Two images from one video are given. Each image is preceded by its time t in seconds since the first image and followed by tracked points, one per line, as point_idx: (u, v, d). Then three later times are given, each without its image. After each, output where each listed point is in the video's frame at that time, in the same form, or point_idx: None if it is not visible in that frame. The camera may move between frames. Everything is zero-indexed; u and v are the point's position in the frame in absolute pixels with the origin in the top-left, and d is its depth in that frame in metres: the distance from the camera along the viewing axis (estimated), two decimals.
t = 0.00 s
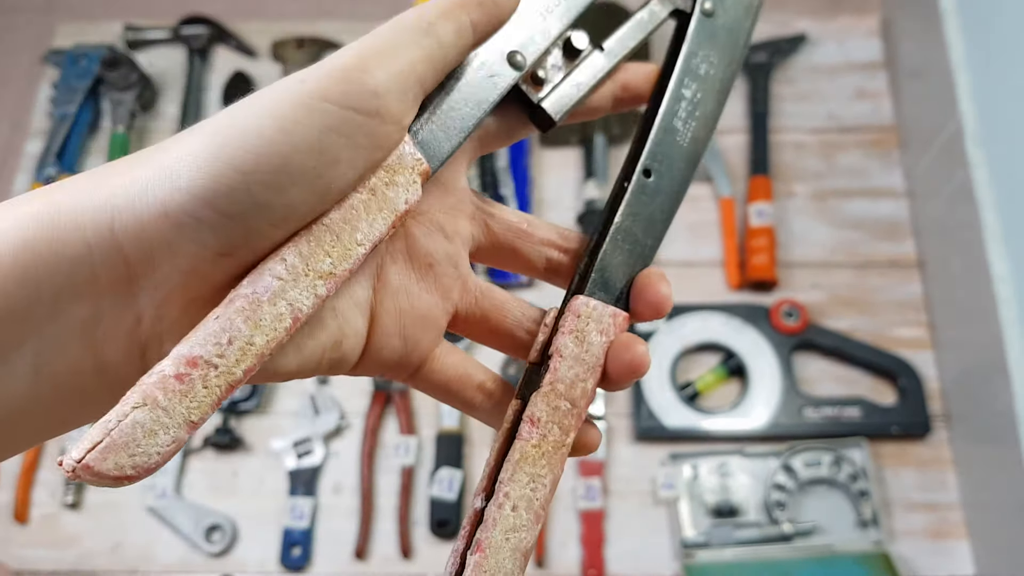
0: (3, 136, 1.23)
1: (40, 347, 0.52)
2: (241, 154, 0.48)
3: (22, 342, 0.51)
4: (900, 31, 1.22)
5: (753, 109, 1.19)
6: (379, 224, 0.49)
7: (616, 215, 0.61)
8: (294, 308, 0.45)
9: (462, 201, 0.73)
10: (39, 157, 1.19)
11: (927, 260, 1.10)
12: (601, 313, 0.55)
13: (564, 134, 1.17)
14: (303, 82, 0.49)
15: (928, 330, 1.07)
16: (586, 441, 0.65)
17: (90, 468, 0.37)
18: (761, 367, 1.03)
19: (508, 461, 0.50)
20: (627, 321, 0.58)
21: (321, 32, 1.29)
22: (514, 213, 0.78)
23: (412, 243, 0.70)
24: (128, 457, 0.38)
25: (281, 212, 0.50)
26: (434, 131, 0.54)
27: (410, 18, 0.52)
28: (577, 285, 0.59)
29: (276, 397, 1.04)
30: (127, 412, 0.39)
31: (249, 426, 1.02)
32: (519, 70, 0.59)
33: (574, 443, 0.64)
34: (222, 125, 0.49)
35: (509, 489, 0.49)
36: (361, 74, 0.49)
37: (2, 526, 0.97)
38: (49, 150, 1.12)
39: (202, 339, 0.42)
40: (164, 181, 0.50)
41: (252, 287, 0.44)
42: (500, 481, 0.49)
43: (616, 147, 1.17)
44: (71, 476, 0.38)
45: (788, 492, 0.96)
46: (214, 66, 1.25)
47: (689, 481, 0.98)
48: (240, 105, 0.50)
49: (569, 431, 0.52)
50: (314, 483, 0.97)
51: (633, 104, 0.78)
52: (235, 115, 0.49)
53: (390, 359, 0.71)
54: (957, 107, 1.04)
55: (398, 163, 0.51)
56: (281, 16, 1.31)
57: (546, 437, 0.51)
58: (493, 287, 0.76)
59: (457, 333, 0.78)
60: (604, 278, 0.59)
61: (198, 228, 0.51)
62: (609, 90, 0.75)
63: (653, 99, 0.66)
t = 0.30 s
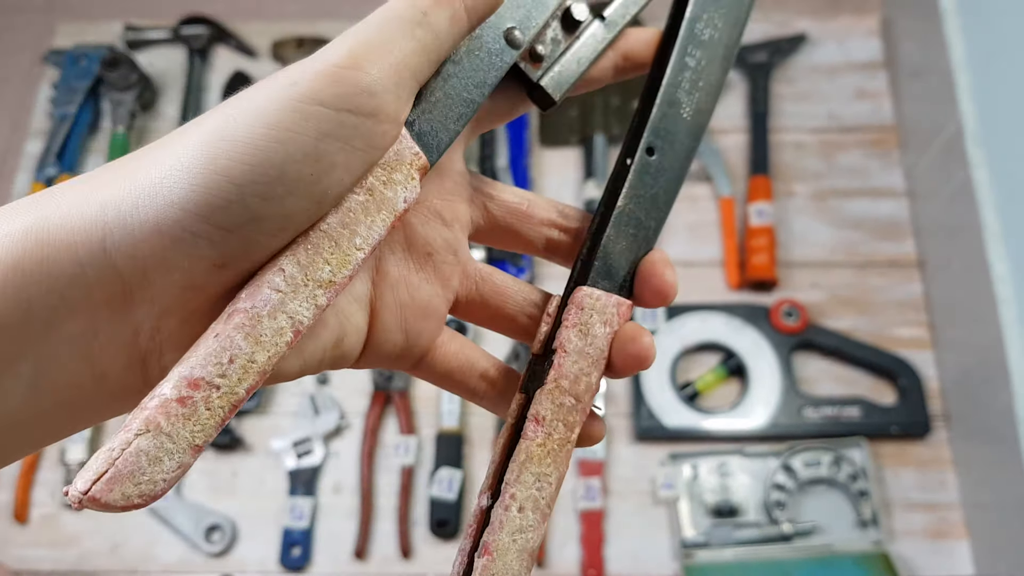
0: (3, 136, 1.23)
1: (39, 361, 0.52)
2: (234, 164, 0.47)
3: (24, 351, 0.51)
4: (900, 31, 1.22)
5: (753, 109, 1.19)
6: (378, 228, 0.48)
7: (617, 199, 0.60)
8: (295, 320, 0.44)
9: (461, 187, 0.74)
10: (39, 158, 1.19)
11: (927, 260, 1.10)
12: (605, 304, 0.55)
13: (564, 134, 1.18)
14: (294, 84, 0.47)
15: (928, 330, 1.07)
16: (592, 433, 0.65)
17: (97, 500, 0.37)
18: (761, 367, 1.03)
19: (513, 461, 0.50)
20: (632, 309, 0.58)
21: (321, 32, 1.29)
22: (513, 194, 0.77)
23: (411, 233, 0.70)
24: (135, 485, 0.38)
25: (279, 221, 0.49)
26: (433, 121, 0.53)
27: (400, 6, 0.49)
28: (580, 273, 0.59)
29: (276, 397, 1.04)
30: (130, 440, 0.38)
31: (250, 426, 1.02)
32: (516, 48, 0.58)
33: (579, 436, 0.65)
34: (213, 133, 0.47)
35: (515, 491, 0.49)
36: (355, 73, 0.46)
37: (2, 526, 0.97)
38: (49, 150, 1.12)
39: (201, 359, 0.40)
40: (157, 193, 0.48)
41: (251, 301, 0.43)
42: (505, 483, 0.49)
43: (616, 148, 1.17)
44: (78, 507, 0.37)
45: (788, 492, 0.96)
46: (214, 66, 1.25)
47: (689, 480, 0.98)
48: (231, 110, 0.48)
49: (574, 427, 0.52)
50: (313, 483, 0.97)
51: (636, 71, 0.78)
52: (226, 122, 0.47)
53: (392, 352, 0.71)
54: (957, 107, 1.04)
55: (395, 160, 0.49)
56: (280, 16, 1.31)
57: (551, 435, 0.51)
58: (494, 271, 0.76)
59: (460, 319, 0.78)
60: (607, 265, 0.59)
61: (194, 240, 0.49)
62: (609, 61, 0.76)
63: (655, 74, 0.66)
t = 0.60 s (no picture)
0: (3, 136, 1.23)
1: (38, 386, 0.51)
2: (214, 184, 0.46)
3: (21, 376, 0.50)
4: (899, 32, 1.22)
5: (752, 109, 1.19)
6: (368, 242, 0.46)
7: (604, 204, 0.59)
8: (287, 338, 0.42)
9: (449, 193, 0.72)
10: (39, 157, 1.19)
11: (926, 260, 1.10)
12: (593, 309, 0.55)
13: (564, 134, 1.18)
14: (267, 99, 0.45)
15: (926, 330, 1.08)
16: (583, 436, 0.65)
17: (97, 522, 0.36)
18: (759, 367, 1.03)
19: (505, 468, 0.50)
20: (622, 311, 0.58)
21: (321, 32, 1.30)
22: (499, 197, 0.76)
23: (399, 242, 0.69)
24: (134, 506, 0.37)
25: (264, 237, 0.47)
26: (419, 131, 0.50)
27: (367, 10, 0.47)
28: (568, 277, 0.58)
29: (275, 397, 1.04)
30: (126, 461, 0.37)
31: (249, 425, 1.02)
32: (501, 58, 0.53)
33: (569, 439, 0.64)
34: (193, 155, 0.47)
35: (509, 496, 0.49)
36: (325, 81, 0.45)
37: (2, 525, 0.97)
38: (48, 150, 1.12)
39: (194, 379, 0.39)
40: (143, 219, 0.48)
41: (242, 320, 0.41)
42: (498, 488, 0.50)
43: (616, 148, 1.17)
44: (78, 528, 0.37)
45: (786, 491, 0.96)
46: (213, 66, 1.25)
47: (688, 480, 0.98)
48: (210, 130, 0.47)
49: (565, 432, 0.52)
50: (313, 483, 0.97)
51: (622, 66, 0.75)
52: (204, 142, 0.47)
53: (384, 358, 0.72)
54: (956, 109, 1.04)
55: (382, 174, 0.47)
56: (280, 16, 1.31)
57: (542, 440, 0.51)
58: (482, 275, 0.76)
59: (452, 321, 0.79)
60: (595, 270, 0.58)
61: (184, 262, 0.49)
62: (593, 66, 0.72)
63: (637, 73, 0.63)
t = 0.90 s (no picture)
0: (3, 135, 1.23)
1: (31, 391, 0.51)
2: (203, 183, 0.45)
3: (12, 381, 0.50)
4: (900, 32, 1.22)
5: (752, 109, 1.19)
6: (368, 239, 0.45)
7: (606, 191, 0.59)
8: (287, 340, 0.41)
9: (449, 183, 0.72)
10: (39, 156, 1.20)
11: (926, 259, 1.10)
12: (596, 301, 0.55)
13: (564, 134, 1.18)
14: (256, 94, 0.45)
15: (927, 330, 1.08)
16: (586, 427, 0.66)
17: (98, 536, 0.35)
18: (760, 367, 1.03)
19: (509, 465, 0.50)
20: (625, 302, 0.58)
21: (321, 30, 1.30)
22: (499, 183, 0.75)
23: (399, 233, 0.69)
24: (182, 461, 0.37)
25: (255, 236, 0.47)
26: (418, 120, 0.49)
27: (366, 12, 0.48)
28: (570, 266, 0.58)
29: (275, 395, 1.04)
30: (126, 474, 0.35)
31: (249, 424, 1.02)
32: (502, 40, 0.52)
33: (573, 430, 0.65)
34: (179, 152, 0.45)
35: (513, 494, 0.49)
36: (318, 76, 0.45)
37: (3, 524, 0.97)
38: (49, 150, 1.12)
39: (193, 386, 0.38)
40: (127, 219, 0.46)
41: (241, 323, 0.40)
42: (502, 486, 0.49)
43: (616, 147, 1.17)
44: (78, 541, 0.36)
45: (787, 491, 0.96)
46: (214, 65, 1.25)
47: (688, 479, 0.98)
48: (195, 127, 0.46)
49: (568, 427, 0.52)
50: (313, 482, 0.98)
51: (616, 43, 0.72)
52: (192, 139, 0.45)
53: (385, 351, 0.72)
54: (956, 108, 1.04)
55: (381, 167, 0.46)
56: (281, 15, 1.31)
57: (546, 436, 0.51)
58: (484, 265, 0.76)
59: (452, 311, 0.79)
60: (598, 259, 0.58)
61: (173, 265, 0.48)
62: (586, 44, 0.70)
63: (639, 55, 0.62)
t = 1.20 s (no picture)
0: (4, 135, 1.23)
1: (5, 396, 0.49)
2: (169, 166, 0.44)
3: None
4: (900, 31, 1.22)
5: (753, 108, 1.19)
6: (344, 212, 0.44)
7: (602, 139, 0.54)
8: (264, 325, 0.41)
9: (434, 140, 0.69)
10: (40, 156, 1.20)
11: (927, 259, 1.10)
12: (595, 259, 0.53)
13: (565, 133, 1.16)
14: (214, 67, 0.43)
15: (928, 329, 1.08)
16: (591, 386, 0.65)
17: (81, 539, 0.35)
18: (760, 366, 1.03)
19: (509, 435, 0.49)
20: (625, 258, 0.56)
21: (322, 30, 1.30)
22: (490, 137, 0.72)
23: (386, 199, 0.67)
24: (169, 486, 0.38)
25: (228, 217, 0.46)
26: (394, 80, 0.47)
27: None
28: (568, 221, 0.55)
29: (275, 395, 1.04)
30: (106, 474, 0.36)
31: (250, 424, 1.02)
32: None
33: (578, 391, 0.65)
34: (142, 137, 0.44)
35: (515, 465, 0.48)
36: (278, 42, 0.43)
37: (4, 523, 0.97)
38: (49, 151, 1.12)
39: (166, 378, 0.38)
40: (95, 209, 0.45)
41: (216, 310, 0.40)
42: (503, 458, 0.49)
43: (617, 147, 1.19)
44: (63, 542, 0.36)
45: (788, 490, 0.96)
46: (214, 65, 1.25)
47: (689, 479, 0.98)
48: (156, 108, 0.45)
49: (570, 391, 0.51)
50: (314, 481, 0.98)
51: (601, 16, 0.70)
52: (154, 122, 0.44)
53: (380, 320, 0.71)
54: (957, 107, 1.04)
55: (355, 133, 0.44)
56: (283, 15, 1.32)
57: (546, 404, 0.50)
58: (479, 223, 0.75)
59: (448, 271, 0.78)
60: (596, 214, 0.55)
61: (148, 253, 0.47)
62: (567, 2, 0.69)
63: None
